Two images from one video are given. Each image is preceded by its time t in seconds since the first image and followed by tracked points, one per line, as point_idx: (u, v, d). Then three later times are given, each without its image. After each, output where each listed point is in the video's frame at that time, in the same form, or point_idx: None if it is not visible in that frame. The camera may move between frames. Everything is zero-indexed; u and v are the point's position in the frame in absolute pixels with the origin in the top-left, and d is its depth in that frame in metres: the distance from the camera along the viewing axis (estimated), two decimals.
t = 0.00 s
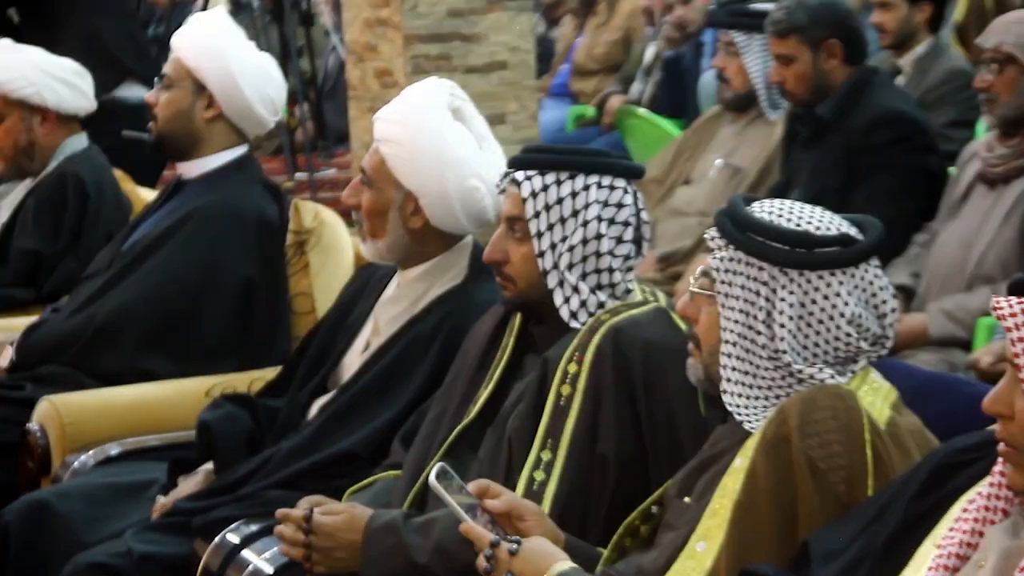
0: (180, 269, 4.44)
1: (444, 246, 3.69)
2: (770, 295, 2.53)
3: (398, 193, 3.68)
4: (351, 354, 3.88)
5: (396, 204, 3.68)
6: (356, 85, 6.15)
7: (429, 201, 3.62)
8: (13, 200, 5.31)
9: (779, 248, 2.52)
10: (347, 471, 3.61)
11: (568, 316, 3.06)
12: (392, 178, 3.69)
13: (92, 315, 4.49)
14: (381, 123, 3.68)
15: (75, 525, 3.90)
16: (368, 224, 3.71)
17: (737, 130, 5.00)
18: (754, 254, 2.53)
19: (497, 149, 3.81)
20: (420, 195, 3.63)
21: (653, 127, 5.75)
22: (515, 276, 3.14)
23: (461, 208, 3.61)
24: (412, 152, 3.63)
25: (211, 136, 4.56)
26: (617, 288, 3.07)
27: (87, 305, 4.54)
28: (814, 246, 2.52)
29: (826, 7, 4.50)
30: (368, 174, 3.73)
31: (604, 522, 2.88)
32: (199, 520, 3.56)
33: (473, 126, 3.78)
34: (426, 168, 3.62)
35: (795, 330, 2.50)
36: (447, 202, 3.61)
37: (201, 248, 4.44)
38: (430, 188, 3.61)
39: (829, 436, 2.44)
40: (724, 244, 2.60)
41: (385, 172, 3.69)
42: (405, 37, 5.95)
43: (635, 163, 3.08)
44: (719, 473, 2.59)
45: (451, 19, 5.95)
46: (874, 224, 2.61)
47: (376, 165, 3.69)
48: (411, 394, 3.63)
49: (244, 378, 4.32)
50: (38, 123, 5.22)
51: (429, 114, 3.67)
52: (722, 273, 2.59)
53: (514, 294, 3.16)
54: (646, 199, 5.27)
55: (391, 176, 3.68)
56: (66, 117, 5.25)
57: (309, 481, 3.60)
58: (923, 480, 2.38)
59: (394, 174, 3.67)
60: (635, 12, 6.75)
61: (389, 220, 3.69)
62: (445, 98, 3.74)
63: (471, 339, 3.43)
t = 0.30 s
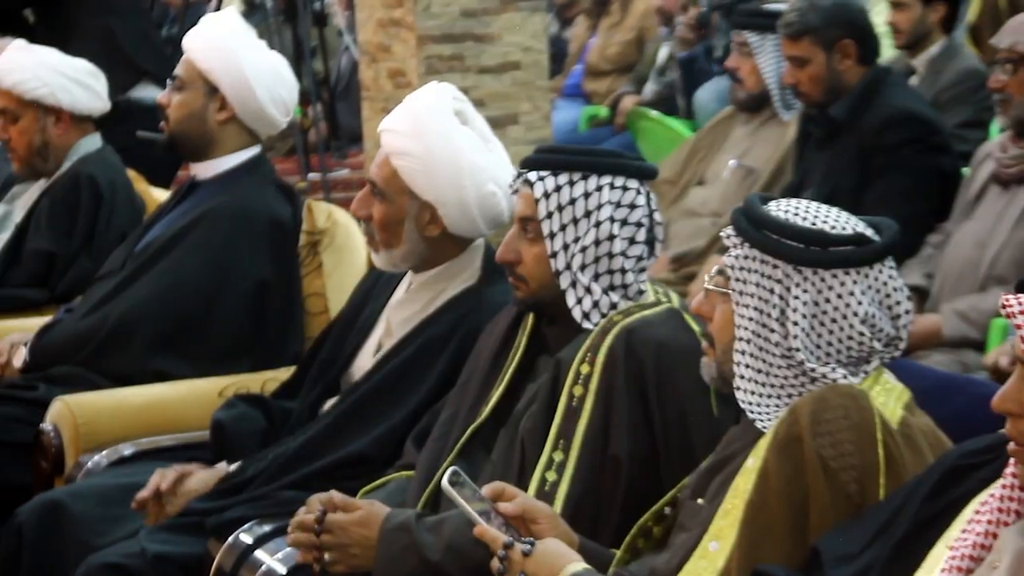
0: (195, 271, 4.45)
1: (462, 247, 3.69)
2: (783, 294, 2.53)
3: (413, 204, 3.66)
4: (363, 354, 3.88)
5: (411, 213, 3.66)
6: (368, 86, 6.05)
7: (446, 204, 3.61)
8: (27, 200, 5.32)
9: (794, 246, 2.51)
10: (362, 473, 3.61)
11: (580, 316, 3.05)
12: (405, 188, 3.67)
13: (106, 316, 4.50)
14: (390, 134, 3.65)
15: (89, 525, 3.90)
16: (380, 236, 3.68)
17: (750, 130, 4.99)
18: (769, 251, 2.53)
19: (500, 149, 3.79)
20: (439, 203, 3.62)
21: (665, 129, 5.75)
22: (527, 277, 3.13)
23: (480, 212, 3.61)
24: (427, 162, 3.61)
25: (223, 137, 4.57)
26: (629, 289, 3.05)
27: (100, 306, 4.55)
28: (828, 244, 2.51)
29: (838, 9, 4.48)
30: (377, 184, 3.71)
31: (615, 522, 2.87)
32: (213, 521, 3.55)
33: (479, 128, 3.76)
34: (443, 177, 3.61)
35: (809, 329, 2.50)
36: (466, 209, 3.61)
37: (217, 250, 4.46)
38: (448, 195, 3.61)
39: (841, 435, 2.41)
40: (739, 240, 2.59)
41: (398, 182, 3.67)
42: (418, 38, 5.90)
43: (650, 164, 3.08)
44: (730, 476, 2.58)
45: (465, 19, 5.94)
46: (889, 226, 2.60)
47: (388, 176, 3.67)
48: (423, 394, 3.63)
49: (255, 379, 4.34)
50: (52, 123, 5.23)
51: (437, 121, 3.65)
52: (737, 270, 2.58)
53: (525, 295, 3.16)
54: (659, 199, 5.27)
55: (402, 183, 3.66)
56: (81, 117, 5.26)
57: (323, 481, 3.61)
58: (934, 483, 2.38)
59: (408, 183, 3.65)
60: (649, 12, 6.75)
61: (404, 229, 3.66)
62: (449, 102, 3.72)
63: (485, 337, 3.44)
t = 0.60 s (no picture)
0: (209, 273, 4.46)
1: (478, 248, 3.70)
2: (797, 292, 2.53)
3: (430, 203, 3.66)
4: (375, 354, 3.89)
5: (427, 213, 3.66)
6: (381, 85, 6.17)
7: (464, 204, 3.61)
8: (40, 200, 5.33)
9: (809, 242, 2.51)
10: (374, 474, 3.62)
11: (592, 317, 3.04)
12: (421, 188, 3.67)
13: (119, 319, 4.52)
14: (406, 134, 3.64)
15: (101, 527, 3.92)
16: (395, 237, 3.67)
17: (764, 131, 4.98)
18: (785, 248, 2.53)
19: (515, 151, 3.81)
20: (457, 201, 3.61)
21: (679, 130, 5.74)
22: (539, 277, 3.14)
23: (497, 211, 3.62)
24: (444, 159, 3.61)
25: (227, 140, 4.59)
26: (642, 289, 3.03)
27: (114, 308, 4.56)
28: (843, 242, 2.51)
29: (851, 8, 4.50)
30: (393, 185, 3.70)
31: (628, 522, 2.86)
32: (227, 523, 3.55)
33: (492, 129, 3.77)
34: (461, 175, 3.61)
35: (821, 326, 2.50)
36: (484, 208, 3.61)
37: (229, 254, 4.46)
38: (466, 195, 3.61)
39: (851, 434, 2.40)
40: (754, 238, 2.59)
41: (413, 183, 3.67)
42: (431, 38, 5.89)
43: (663, 165, 3.08)
44: (739, 477, 2.58)
45: (477, 20, 5.94)
46: (905, 226, 2.60)
47: (405, 177, 3.66)
48: (435, 393, 3.63)
49: (268, 380, 4.37)
50: (66, 123, 5.24)
51: (453, 121, 3.66)
52: (751, 268, 2.57)
53: (537, 295, 3.16)
54: (672, 199, 5.28)
55: (419, 183, 3.66)
56: (95, 118, 5.27)
57: (336, 481, 3.62)
58: (939, 483, 2.36)
59: (425, 183, 3.64)
60: (662, 12, 6.74)
61: (420, 230, 3.66)
62: (463, 103, 3.73)
63: (498, 337, 3.44)
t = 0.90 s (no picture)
0: (219, 275, 4.46)
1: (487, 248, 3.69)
2: (810, 291, 2.52)
3: (447, 196, 3.67)
4: (387, 355, 3.89)
5: (443, 207, 3.66)
6: (393, 88, 6.16)
7: (482, 197, 3.61)
8: (53, 202, 5.35)
9: (823, 243, 2.51)
10: (387, 474, 3.62)
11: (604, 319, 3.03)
12: (439, 180, 3.67)
13: (129, 322, 4.53)
14: (426, 126, 3.66)
15: (112, 528, 3.92)
16: (411, 230, 3.66)
17: (776, 132, 4.98)
18: (798, 248, 2.52)
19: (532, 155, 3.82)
20: (474, 195, 3.62)
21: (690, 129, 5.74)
22: (551, 279, 3.14)
23: (514, 207, 3.63)
24: (464, 152, 3.63)
25: (226, 143, 4.60)
26: (654, 291, 3.03)
27: (124, 311, 4.57)
28: (858, 243, 2.50)
29: (868, 10, 4.49)
30: (411, 177, 3.70)
31: (640, 525, 2.86)
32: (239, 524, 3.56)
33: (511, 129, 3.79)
34: (480, 168, 3.63)
35: (835, 326, 2.49)
36: (501, 202, 3.61)
37: (239, 256, 4.47)
38: (483, 187, 3.62)
39: (865, 433, 2.39)
40: (769, 238, 2.59)
41: (433, 175, 3.67)
42: (443, 40, 5.90)
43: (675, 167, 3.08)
44: (751, 476, 2.58)
45: (489, 21, 5.95)
46: (920, 229, 2.59)
47: (424, 168, 3.67)
48: (446, 393, 3.63)
49: (281, 381, 4.38)
50: (78, 126, 5.25)
51: (474, 116, 3.68)
52: (766, 268, 2.57)
53: (548, 297, 3.16)
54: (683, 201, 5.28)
55: (438, 176, 3.66)
56: (107, 120, 5.29)
57: (347, 481, 3.62)
58: (944, 488, 2.34)
59: (443, 175, 3.65)
60: (674, 14, 6.74)
61: (434, 225, 3.65)
62: (485, 102, 3.74)
63: (511, 338, 3.44)
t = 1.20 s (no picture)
0: (236, 278, 4.47)
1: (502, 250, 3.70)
2: (828, 293, 2.51)
3: (459, 197, 3.67)
4: (401, 358, 3.89)
5: (455, 207, 3.67)
6: (409, 92, 6.18)
7: (493, 199, 3.61)
8: (69, 205, 5.36)
9: (840, 245, 2.50)
10: (406, 474, 3.64)
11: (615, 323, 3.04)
12: (453, 181, 3.68)
13: (145, 325, 4.54)
14: (444, 125, 3.67)
15: (127, 531, 3.92)
16: (424, 229, 3.69)
17: (791, 136, 4.97)
18: (815, 251, 2.52)
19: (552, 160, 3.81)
20: (485, 196, 3.62)
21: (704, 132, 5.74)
22: (560, 285, 3.14)
23: (524, 210, 3.62)
24: (478, 153, 3.62)
25: (246, 146, 4.61)
26: (663, 296, 3.03)
27: (140, 314, 4.58)
28: (875, 245, 2.50)
29: (909, 17, 4.40)
30: (427, 178, 3.71)
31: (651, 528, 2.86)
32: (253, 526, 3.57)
33: (532, 134, 3.78)
34: (491, 170, 3.62)
35: (851, 329, 2.49)
36: (511, 203, 3.61)
37: (254, 259, 4.47)
38: (494, 188, 3.61)
39: (882, 436, 2.39)
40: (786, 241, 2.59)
41: (448, 177, 3.68)
42: (458, 43, 5.90)
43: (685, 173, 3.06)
44: (766, 478, 2.58)
45: (504, 25, 5.94)
46: (939, 232, 2.58)
47: (438, 168, 3.68)
48: (460, 396, 3.64)
49: (295, 385, 4.39)
50: (93, 129, 5.27)
51: (493, 118, 3.67)
52: (783, 270, 2.58)
53: (558, 302, 3.17)
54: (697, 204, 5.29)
55: (451, 177, 3.67)
56: (123, 124, 5.30)
57: (364, 485, 3.64)
58: (958, 502, 2.34)
59: (457, 176, 3.66)
60: (688, 17, 6.73)
61: (448, 224, 3.66)
62: (506, 105, 3.74)
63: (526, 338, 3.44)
